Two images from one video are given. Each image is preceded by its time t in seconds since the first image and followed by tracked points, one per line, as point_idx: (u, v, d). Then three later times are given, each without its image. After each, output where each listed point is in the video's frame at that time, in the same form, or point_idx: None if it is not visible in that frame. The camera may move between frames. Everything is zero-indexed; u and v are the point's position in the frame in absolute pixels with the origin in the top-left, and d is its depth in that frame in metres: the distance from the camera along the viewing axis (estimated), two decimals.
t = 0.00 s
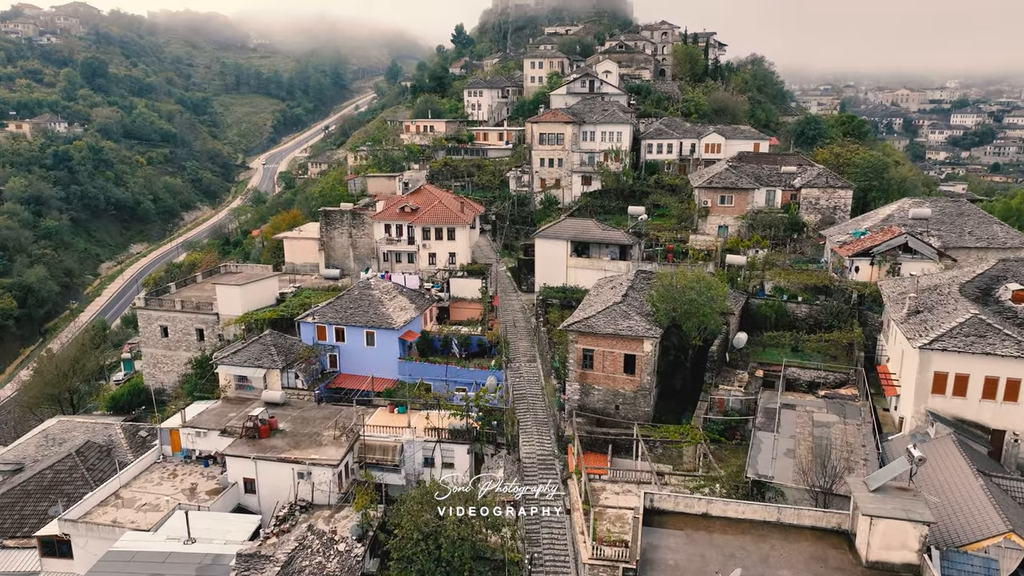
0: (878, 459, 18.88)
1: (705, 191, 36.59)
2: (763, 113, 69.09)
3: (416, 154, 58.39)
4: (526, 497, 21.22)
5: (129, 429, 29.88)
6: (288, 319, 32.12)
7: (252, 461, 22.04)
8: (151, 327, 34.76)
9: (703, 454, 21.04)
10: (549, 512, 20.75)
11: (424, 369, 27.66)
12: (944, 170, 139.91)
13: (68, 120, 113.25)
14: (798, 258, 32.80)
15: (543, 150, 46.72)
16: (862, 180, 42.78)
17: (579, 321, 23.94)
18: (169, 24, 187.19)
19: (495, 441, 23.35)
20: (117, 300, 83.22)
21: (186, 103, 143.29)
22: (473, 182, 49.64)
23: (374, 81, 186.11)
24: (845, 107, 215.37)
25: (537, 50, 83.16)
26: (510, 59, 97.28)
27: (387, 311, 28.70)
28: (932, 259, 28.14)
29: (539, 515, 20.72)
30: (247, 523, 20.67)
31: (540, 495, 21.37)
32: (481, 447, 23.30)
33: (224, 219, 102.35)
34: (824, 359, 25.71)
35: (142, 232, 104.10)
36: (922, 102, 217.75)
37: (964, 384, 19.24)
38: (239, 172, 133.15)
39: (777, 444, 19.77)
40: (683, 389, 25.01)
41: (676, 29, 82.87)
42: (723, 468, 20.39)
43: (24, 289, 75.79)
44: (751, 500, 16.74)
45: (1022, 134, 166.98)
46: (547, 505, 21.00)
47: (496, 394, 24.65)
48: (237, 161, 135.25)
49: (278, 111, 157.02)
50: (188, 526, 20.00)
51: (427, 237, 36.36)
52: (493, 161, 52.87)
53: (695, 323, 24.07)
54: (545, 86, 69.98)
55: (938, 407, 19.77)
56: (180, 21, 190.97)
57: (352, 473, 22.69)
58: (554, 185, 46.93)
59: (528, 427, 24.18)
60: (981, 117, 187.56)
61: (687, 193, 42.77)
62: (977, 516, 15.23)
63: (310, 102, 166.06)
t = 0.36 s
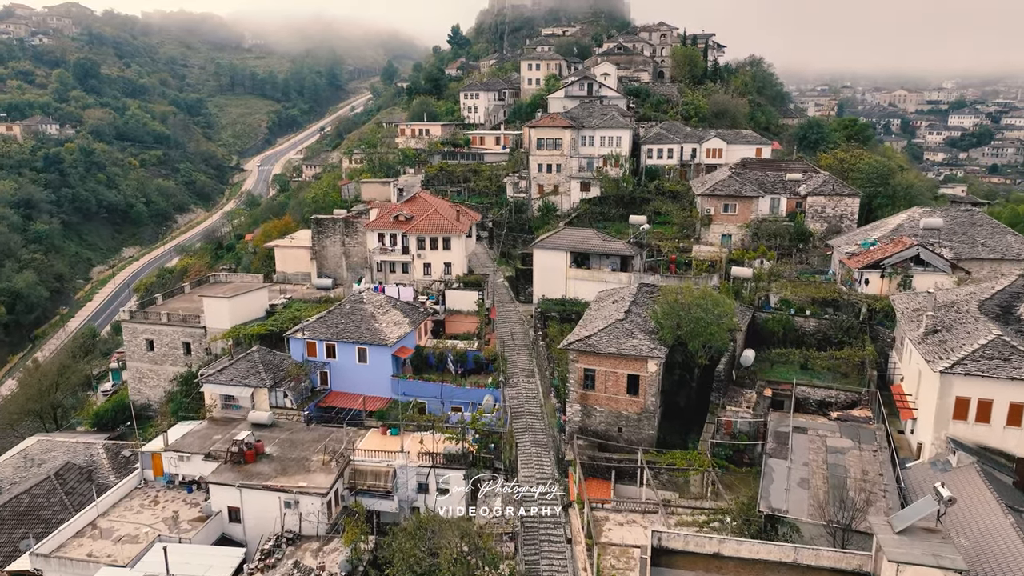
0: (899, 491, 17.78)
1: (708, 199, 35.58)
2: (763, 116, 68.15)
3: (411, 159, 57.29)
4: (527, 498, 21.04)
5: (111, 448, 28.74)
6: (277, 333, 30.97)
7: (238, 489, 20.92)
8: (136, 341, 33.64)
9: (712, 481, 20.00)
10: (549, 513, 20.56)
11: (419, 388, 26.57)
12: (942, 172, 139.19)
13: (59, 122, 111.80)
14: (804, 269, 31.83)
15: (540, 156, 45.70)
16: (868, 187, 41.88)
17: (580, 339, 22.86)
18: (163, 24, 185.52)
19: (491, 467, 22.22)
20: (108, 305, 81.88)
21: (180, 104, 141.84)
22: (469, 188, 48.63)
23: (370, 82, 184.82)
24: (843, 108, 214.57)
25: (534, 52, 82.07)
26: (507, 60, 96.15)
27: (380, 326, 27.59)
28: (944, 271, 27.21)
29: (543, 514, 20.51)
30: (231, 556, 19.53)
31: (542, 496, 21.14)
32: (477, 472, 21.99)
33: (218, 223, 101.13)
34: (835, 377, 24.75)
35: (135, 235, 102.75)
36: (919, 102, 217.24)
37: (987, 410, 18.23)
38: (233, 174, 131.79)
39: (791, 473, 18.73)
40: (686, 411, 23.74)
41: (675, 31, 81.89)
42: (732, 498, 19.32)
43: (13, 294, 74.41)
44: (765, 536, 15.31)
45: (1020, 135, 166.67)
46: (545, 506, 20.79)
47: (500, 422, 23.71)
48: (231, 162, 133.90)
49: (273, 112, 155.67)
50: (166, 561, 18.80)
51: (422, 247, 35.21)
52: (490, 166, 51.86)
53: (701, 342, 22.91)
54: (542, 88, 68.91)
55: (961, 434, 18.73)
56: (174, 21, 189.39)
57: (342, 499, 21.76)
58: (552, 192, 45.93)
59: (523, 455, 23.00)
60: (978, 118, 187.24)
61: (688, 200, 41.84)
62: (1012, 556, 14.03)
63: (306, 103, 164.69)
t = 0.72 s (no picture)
0: (920, 528, 16.74)
1: (710, 207, 34.55)
2: (762, 120, 67.28)
3: (406, 164, 56.19)
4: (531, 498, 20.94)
5: (91, 471, 27.56)
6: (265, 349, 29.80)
7: (220, 521, 19.84)
8: (120, 355, 32.43)
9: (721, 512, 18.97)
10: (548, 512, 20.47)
11: (412, 409, 25.45)
12: (940, 173, 138.50)
13: (50, 124, 110.31)
14: (810, 282, 30.90)
15: (538, 162, 44.45)
16: (873, 194, 41.10)
17: (580, 361, 21.84)
18: (156, 25, 184.04)
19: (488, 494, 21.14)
20: (98, 311, 80.42)
21: (173, 105, 140.40)
22: (465, 195, 47.65)
23: (365, 83, 183.48)
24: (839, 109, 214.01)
25: (530, 54, 81.07)
26: (503, 62, 95.09)
27: (372, 344, 26.44)
28: (957, 285, 26.23)
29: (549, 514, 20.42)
30: None
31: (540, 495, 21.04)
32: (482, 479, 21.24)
33: (210, 226, 99.79)
34: (846, 398, 23.73)
35: (126, 238, 101.35)
36: (916, 103, 216.81)
37: (1013, 441, 17.20)
38: (227, 176, 130.42)
39: (804, 505, 17.75)
40: (687, 432, 23.11)
41: (673, 33, 81.00)
42: (743, 535, 18.21)
43: None
44: None
45: (1016, 137, 166.36)
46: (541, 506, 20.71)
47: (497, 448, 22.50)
48: (225, 165, 132.53)
49: (267, 114, 154.26)
50: None
51: (416, 258, 34.09)
52: (486, 172, 50.84)
53: (708, 364, 21.82)
54: (539, 91, 67.83)
55: (985, 465, 17.68)
56: (167, 21, 187.90)
57: (331, 530, 20.80)
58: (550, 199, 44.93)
59: (523, 478, 21.74)
60: (975, 119, 186.96)
61: (689, 207, 40.91)
62: None
63: (300, 104, 163.34)
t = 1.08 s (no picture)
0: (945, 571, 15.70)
1: (713, 217, 33.54)
2: (761, 123, 66.42)
3: (400, 169, 55.06)
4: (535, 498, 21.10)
5: (71, 495, 26.42)
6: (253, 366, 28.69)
7: (200, 558, 18.73)
8: (102, 372, 31.25)
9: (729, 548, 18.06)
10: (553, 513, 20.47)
11: (404, 432, 24.26)
12: (938, 174, 137.80)
13: (40, 126, 108.73)
14: (817, 295, 29.95)
15: (535, 168, 43.34)
16: (878, 202, 40.33)
17: (581, 385, 20.82)
18: (149, 25, 182.38)
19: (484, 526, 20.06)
20: (87, 317, 79.03)
21: (166, 107, 138.89)
22: (460, 202, 46.60)
23: (360, 84, 182.19)
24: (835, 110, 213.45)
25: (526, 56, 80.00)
26: (498, 64, 93.95)
27: (362, 364, 25.29)
28: (971, 300, 25.32)
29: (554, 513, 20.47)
30: None
31: (543, 496, 21.16)
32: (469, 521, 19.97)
33: (202, 230, 98.48)
34: (858, 421, 22.63)
35: (118, 242, 99.96)
36: (912, 104, 216.22)
37: None
38: (220, 178, 129.03)
39: (821, 544, 16.69)
40: (693, 457, 22.13)
41: (670, 34, 80.03)
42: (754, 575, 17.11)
43: None
44: None
45: (1013, 137, 165.88)
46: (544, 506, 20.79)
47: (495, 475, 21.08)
48: (218, 166, 131.13)
49: (260, 115, 152.79)
50: None
51: (410, 270, 32.97)
52: (482, 178, 49.78)
53: (715, 390, 20.71)
54: (535, 95, 66.71)
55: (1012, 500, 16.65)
56: (160, 21, 186.17)
57: (320, 565, 19.74)
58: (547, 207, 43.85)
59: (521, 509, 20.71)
60: (972, 120, 186.51)
61: (690, 216, 39.96)
62: None
63: (294, 105, 161.99)
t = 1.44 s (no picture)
0: None
1: (715, 228, 32.57)
2: (760, 127, 65.55)
3: (394, 175, 53.99)
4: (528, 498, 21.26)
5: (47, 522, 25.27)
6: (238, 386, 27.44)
7: None
8: (84, 391, 30.08)
9: None
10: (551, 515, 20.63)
11: (396, 457, 23.26)
12: (935, 176, 137.23)
13: (30, 128, 107.17)
14: (824, 310, 29.00)
15: (531, 176, 42.30)
16: (882, 210, 39.50)
17: (582, 412, 19.77)
18: (142, 26, 180.74)
19: (479, 560, 19.13)
20: (77, 324, 77.72)
21: (158, 108, 137.32)
22: (455, 210, 45.59)
23: (354, 85, 180.86)
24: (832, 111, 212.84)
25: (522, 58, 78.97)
26: (494, 65, 92.83)
27: (353, 386, 24.22)
28: (986, 318, 24.39)
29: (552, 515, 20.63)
30: None
31: (543, 496, 21.25)
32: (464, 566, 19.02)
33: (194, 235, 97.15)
34: (872, 446, 21.66)
35: (109, 246, 98.57)
36: (909, 105, 215.60)
37: None
38: (213, 181, 127.64)
39: None
40: (698, 483, 21.24)
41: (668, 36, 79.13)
42: None
43: None
44: None
45: (1010, 138, 165.38)
46: (544, 507, 20.94)
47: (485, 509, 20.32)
48: (211, 169, 129.69)
49: (254, 116, 151.41)
50: None
51: (403, 284, 31.84)
52: (478, 184, 48.78)
53: (723, 417, 19.70)
54: (531, 98, 65.71)
55: None
56: (153, 21, 184.42)
57: None
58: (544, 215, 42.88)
59: (518, 543, 19.72)
60: (968, 121, 186.25)
61: (690, 225, 39.04)
62: None
63: (288, 106, 160.67)
